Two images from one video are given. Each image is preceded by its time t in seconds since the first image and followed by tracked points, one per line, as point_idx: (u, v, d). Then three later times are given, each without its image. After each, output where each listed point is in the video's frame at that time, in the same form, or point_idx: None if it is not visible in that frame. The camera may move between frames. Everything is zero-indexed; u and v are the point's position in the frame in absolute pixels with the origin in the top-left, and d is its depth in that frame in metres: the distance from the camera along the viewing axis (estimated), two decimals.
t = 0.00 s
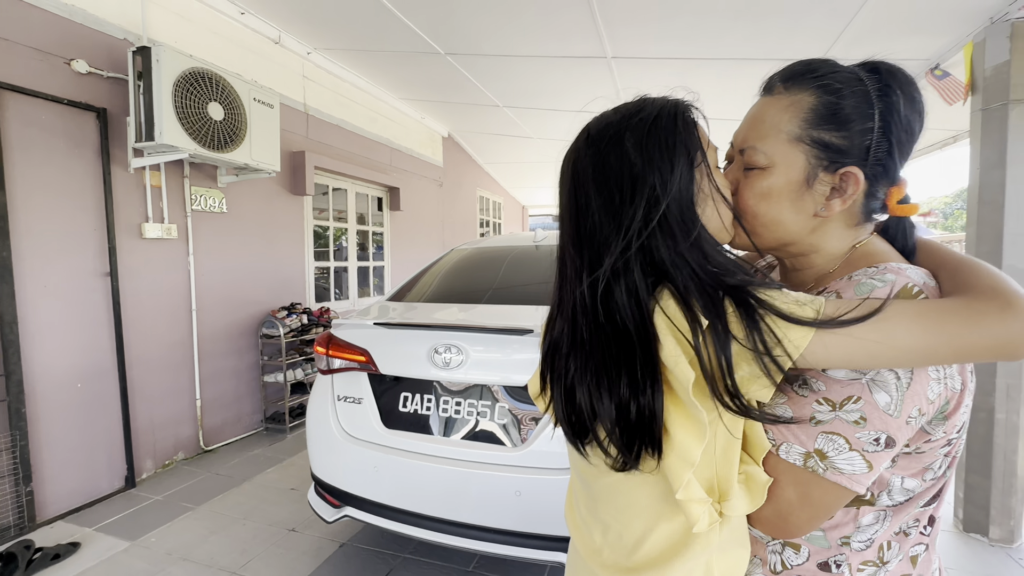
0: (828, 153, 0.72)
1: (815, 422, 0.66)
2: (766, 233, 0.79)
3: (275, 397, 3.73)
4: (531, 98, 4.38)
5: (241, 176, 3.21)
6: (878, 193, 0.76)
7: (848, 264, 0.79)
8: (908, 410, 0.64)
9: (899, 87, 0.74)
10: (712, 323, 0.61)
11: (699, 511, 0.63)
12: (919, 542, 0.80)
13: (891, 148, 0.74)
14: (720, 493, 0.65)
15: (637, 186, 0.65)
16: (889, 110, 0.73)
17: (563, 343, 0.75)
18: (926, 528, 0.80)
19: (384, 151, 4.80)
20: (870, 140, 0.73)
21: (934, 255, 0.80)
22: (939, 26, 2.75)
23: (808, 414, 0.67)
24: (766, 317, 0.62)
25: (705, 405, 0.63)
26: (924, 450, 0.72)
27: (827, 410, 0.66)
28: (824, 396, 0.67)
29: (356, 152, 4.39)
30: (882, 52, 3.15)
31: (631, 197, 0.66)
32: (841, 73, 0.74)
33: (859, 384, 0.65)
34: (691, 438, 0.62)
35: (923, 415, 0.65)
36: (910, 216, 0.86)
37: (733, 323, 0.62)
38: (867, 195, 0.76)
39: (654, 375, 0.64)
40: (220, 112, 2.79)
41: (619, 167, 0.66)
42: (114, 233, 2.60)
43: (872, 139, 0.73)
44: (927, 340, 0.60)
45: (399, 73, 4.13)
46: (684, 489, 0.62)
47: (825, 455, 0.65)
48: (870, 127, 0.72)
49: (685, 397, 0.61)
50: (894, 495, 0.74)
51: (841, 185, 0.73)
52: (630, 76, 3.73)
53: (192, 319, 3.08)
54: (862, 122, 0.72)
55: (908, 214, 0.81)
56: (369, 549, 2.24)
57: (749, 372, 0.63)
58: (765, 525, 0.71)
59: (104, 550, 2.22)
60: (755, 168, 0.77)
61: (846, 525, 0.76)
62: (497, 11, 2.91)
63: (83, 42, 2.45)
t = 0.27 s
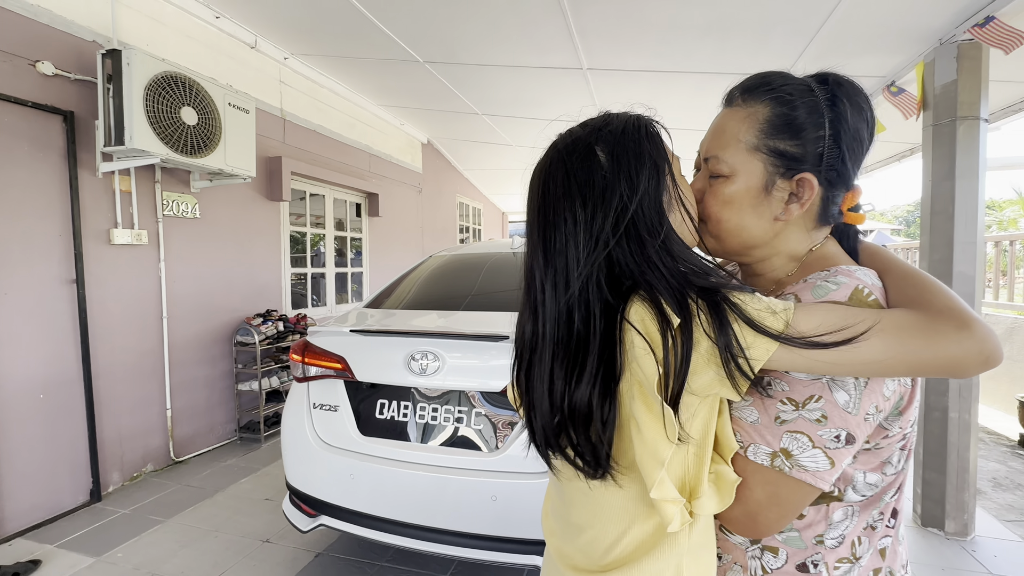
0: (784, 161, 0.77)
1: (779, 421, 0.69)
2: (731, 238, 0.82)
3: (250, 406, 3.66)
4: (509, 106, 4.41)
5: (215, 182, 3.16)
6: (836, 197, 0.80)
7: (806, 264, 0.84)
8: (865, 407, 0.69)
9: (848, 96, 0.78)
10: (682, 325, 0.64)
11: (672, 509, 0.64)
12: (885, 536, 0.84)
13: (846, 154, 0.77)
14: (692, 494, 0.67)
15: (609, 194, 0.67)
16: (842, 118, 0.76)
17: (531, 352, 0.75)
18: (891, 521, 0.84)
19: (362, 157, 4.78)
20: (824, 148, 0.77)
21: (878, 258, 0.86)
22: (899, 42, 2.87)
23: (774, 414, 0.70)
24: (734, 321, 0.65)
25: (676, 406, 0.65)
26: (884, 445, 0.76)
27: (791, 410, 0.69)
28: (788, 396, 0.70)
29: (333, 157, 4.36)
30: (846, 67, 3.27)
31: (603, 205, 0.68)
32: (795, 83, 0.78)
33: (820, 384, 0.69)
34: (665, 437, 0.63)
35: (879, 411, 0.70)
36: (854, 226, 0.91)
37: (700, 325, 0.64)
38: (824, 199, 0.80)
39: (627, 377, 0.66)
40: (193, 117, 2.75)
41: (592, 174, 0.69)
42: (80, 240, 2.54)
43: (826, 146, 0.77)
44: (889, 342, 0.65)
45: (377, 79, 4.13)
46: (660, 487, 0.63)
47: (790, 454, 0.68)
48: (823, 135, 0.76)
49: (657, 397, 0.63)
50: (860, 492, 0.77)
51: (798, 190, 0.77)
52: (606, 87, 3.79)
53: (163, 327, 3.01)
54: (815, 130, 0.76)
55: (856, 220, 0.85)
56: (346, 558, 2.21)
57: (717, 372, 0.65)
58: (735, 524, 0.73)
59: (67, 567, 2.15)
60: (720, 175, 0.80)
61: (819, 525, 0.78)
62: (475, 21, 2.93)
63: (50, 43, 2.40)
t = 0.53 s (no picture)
0: (828, 167, 0.81)
1: (761, 417, 0.69)
2: (773, 241, 0.83)
3: (233, 412, 3.61)
4: (496, 112, 4.44)
5: (198, 185, 3.13)
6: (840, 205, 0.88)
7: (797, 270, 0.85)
8: (845, 409, 0.68)
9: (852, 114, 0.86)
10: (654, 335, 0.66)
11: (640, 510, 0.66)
12: (852, 530, 0.86)
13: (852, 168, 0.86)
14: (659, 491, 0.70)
15: (593, 207, 0.70)
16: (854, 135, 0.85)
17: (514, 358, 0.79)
18: (857, 516, 0.86)
19: (349, 161, 4.76)
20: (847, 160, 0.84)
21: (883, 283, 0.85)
22: (874, 54, 2.95)
23: (757, 410, 0.70)
24: (700, 332, 0.66)
25: (645, 412, 0.68)
26: (861, 445, 0.76)
27: (772, 407, 0.69)
28: (770, 395, 0.70)
29: (319, 161, 4.34)
30: (825, 77, 3.36)
31: (587, 217, 0.70)
32: (822, 93, 0.83)
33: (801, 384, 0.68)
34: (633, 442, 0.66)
35: (857, 413, 0.70)
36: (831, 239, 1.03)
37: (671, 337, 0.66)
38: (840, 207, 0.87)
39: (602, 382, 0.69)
40: (176, 119, 2.72)
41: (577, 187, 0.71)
42: (58, 244, 2.49)
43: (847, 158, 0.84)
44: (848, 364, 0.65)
45: (363, 84, 4.12)
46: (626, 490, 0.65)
47: (770, 448, 0.69)
48: (848, 147, 0.83)
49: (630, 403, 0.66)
50: (833, 489, 0.79)
51: (833, 196, 0.83)
52: (592, 94, 3.84)
53: (144, 332, 2.97)
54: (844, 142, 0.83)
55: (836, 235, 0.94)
56: (331, 565, 2.19)
57: (685, 382, 0.66)
58: (712, 515, 0.73)
59: None
60: (768, 177, 0.81)
61: (792, 519, 0.80)
62: (461, 28, 2.96)
63: (28, 44, 2.36)
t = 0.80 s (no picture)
0: (771, 187, 0.82)
1: (744, 420, 0.71)
2: (719, 257, 0.87)
3: (216, 419, 3.55)
4: (483, 117, 4.46)
5: (181, 188, 3.08)
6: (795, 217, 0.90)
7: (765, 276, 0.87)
8: (820, 408, 0.71)
9: (801, 127, 0.87)
10: (568, 407, 0.71)
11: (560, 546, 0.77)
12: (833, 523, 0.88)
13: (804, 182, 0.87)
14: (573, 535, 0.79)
15: (523, 280, 0.73)
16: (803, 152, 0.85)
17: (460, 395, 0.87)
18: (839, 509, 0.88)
19: (335, 164, 4.72)
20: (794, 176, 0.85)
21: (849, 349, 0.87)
22: (853, 64, 3.04)
23: (739, 413, 0.71)
24: (608, 414, 0.69)
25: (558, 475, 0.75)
26: (835, 437, 0.79)
27: (754, 411, 0.71)
28: (751, 398, 0.71)
29: (305, 165, 4.30)
30: (805, 86, 3.44)
31: (517, 289, 0.74)
32: (768, 115, 0.83)
33: (780, 388, 0.70)
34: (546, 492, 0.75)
35: (831, 410, 0.72)
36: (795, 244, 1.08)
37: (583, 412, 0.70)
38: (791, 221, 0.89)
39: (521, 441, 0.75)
40: (159, 121, 2.68)
41: (515, 254, 0.73)
42: (36, 247, 2.43)
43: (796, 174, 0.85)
44: (717, 480, 0.67)
45: (351, 87, 4.10)
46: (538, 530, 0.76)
47: (753, 449, 0.70)
48: (795, 164, 0.83)
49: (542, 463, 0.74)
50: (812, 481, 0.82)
51: (780, 214, 0.85)
52: (579, 100, 3.88)
53: (124, 337, 2.90)
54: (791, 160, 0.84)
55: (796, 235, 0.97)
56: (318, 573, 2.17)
57: (591, 453, 0.71)
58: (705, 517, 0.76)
59: None
60: (712, 199, 0.83)
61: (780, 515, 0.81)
62: (450, 33, 2.97)
63: (5, 43, 2.30)
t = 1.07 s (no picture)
0: (691, 204, 0.86)
1: (703, 423, 0.75)
2: (655, 271, 0.91)
3: (202, 425, 3.49)
4: (474, 121, 4.47)
5: (167, 191, 3.03)
6: (735, 227, 0.91)
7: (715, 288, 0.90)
8: (773, 404, 0.74)
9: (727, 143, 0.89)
10: (537, 391, 0.84)
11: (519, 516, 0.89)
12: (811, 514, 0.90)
13: (733, 195, 0.89)
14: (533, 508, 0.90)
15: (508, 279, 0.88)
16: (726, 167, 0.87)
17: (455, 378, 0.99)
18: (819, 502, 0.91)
19: (323, 167, 4.69)
20: (718, 191, 0.87)
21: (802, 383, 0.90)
22: (835, 74, 3.12)
23: (697, 416, 0.75)
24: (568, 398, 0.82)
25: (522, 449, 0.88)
26: (796, 432, 0.82)
27: (711, 413, 0.75)
28: (708, 401, 0.75)
29: (293, 167, 4.27)
30: (789, 95, 3.51)
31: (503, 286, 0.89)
32: (684, 138, 0.87)
33: (732, 389, 0.74)
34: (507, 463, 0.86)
35: (785, 406, 0.75)
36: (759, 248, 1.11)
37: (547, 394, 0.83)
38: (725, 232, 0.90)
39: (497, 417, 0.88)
40: (147, 123, 2.64)
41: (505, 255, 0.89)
42: (17, 251, 2.37)
43: (719, 188, 0.87)
44: (644, 472, 0.76)
45: (340, 90, 4.09)
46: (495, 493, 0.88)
47: (714, 449, 0.74)
48: (716, 180, 0.86)
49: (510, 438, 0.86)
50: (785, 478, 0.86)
51: (705, 228, 0.87)
52: (569, 106, 3.91)
53: (108, 342, 2.85)
54: (711, 175, 0.86)
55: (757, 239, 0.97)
56: None
57: (550, 433, 0.83)
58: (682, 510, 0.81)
59: None
60: (638, 218, 0.88)
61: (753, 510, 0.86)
62: (442, 38, 2.98)
63: None
